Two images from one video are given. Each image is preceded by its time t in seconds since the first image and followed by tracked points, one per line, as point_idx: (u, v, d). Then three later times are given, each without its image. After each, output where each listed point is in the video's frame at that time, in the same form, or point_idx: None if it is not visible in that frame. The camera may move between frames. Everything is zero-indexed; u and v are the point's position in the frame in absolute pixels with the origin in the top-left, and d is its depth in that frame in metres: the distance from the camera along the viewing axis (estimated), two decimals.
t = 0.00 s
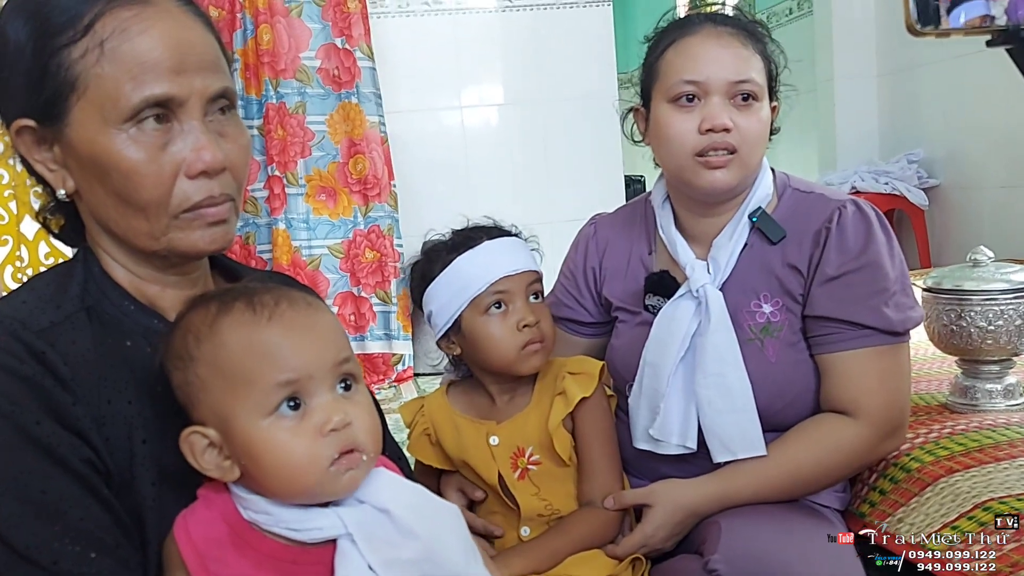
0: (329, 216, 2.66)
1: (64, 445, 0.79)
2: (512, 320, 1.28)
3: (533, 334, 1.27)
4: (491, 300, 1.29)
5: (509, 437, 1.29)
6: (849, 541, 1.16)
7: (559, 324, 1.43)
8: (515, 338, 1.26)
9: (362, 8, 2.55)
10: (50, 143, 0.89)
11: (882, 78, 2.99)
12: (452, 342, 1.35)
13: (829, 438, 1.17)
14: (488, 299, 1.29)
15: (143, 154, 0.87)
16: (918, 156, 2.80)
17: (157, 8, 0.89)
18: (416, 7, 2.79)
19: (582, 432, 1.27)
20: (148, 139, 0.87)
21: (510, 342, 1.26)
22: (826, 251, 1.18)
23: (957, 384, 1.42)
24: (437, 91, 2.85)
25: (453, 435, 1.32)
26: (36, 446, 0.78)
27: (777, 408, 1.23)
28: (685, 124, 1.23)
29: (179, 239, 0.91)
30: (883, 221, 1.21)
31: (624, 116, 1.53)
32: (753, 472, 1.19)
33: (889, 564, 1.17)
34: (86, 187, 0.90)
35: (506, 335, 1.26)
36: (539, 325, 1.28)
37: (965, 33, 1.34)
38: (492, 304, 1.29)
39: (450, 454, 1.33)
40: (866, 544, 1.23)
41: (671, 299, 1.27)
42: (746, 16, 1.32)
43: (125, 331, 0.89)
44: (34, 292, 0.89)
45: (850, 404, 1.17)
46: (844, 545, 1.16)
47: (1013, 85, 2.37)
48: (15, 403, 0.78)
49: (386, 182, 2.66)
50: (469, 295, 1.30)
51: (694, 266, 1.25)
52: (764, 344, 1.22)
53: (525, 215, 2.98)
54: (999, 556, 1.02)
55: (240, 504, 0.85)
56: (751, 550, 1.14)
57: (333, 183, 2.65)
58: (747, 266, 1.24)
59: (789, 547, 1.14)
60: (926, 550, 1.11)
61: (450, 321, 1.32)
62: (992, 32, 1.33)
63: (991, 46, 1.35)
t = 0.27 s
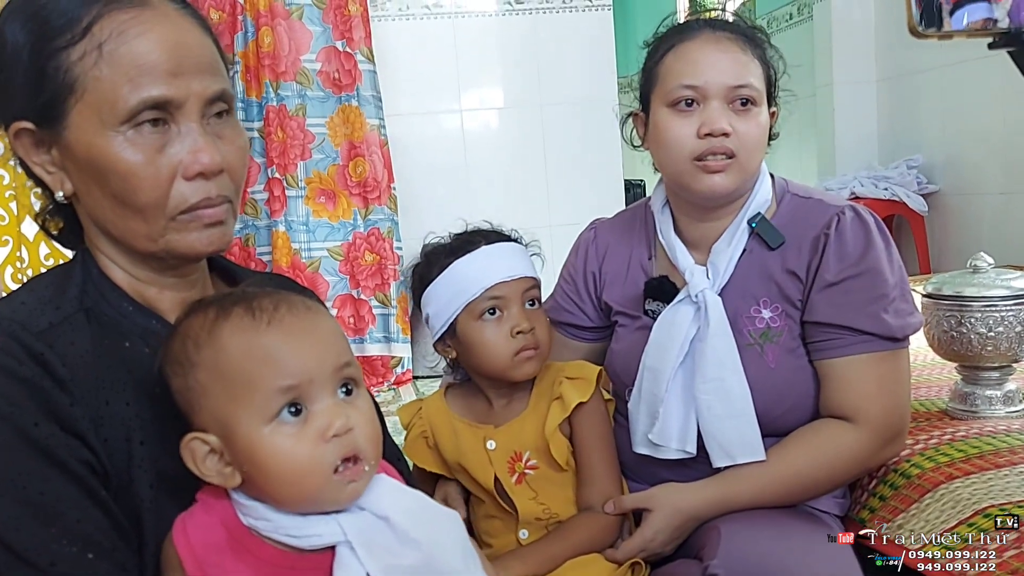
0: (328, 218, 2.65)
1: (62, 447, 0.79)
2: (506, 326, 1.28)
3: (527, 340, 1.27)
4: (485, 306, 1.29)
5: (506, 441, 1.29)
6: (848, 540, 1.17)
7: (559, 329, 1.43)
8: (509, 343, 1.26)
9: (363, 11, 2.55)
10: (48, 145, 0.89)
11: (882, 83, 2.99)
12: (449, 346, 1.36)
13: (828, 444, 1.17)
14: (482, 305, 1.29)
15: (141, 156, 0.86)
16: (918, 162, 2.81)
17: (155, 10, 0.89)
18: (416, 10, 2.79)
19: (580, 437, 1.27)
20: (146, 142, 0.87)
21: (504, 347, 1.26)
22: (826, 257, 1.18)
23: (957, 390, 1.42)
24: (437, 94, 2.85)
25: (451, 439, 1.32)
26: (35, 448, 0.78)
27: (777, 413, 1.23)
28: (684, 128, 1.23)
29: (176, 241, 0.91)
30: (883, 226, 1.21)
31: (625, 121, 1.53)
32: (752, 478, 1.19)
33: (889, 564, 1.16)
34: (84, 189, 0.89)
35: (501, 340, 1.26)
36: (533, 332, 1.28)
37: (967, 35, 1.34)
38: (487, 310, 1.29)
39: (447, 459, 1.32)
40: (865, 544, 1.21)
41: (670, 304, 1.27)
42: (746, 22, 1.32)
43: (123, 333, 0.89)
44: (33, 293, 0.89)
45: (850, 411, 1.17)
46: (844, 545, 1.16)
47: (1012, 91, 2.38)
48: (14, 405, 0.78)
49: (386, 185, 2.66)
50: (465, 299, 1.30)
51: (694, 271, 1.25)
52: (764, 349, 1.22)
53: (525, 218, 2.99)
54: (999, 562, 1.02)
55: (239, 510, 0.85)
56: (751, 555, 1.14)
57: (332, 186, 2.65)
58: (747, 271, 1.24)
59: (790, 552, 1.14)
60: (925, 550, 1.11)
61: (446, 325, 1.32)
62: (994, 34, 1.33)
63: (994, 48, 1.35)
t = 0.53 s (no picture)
0: (329, 216, 2.65)
1: (54, 442, 0.79)
2: (504, 325, 1.27)
3: (524, 339, 1.26)
4: (483, 304, 1.29)
5: (505, 441, 1.28)
6: (848, 541, 1.17)
7: (558, 328, 1.43)
8: (506, 342, 1.25)
9: (363, 8, 2.54)
10: (39, 140, 0.88)
11: (883, 83, 2.98)
12: (447, 345, 1.35)
13: (827, 444, 1.17)
14: (480, 303, 1.29)
15: (132, 151, 0.86)
16: (919, 162, 2.81)
17: (146, 4, 0.88)
18: (417, 7, 2.79)
19: (580, 439, 1.26)
20: (137, 137, 0.86)
21: (501, 345, 1.25)
22: (827, 256, 1.17)
23: (957, 391, 1.41)
24: (437, 92, 2.85)
25: (450, 438, 1.32)
26: (26, 444, 0.78)
27: (777, 414, 1.23)
28: (684, 127, 1.22)
29: (168, 237, 0.90)
30: (884, 225, 1.21)
31: (625, 120, 1.52)
32: (751, 478, 1.19)
33: (889, 564, 1.16)
34: (76, 185, 0.89)
35: (499, 339, 1.26)
36: (531, 331, 1.27)
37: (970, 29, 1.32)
38: (486, 308, 1.29)
39: (446, 458, 1.32)
40: (865, 544, 1.20)
41: (670, 303, 1.27)
42: (747, 20, 1.32)
43: (117, 328, 0.88)
44: (27, 288, 0.89)
45: (849, 411, 1.17)
46: (844, 545, 1.16)
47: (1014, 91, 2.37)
48: (5, 400, 0.79)
49: (386, 183, 2.65)
50: (464, 297, 1.29)
51: (693, 270, 1.25)
52: (764, 349, 1.22)
53: (526, 217, 2.98)
54: (999, 565, 1.01)
55: (233, 511, 0.85)
56: (749, 557, 1.13)
57: (333, 183, 2.64)
58: (747, 270, 1.23)
59: (788, 554, 1.14)
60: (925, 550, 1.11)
61: (445, 323, 1.32)
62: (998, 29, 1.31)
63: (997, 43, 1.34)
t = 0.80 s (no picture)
0: (325, 207, 2.62)
1: (40, 433, 0.77)
2: (505, 316, 1.25)
3: (524, 331, 1.24)
4: (483, 295, 1.26)
5: (504, 434, 1.26)
6: (849, 541, 1.14)
7: (557, 318, 1.40)
8: (506, 334, 1.23)
9: None
10: (24, 123, 0.86)
11: (886, 74, 2.95)
12: (444, 335, 1.33)
13: (831, 437, 1.15)
14: (480, 293, 1.26)
15: (119, 131, 0.84)
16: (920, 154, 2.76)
17: None
18: None
19: (580, 434, 1.24)
20: (124, 117, 0.84)
21: (500, 337, 1.23)
22: (831, 245, 1.15)
23: (962, 383, 1.39)
24: (436, 83, 2.82)
25: (448, 430, 1.30)
26: (9, 433, 0.76)
27: (779, 407, 1.21)
28: (687, 114, 1.20)
29: (157, 220, 0.87)
30: (889, 213, 1.19)
31: (626, 108, 1.50)
32: (753, 472, 1.16)
33: (889, 564, 1.15)
34: (62, 168, 0.87)
35: (498, 331, 1.23)
36: (531, 322, 1.25)
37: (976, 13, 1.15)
38: (486, 299, 1.27)
39: (444, 450, 1.30)
40: (865, 544, 1.19)
41: (671, 293, 1.25)
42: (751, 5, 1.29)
43: (105, 314, 0.87)
44: (12, 275, 0.86)
45: (853, 403, 1.14)
46: (845, 546, 1.13)
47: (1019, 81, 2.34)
48: None
49: (383, 174, 2.63)
50: (462, 288, 1.27)
51: (696, 260, 1.23)
52: (767, 340, 1.19)
53: (525, 209, 2.95)
54: (1007, 559, 0.99)
55: (225, 502, 0.83)
56: (751, 550, 1.12)
57: (329, 174, 2.61)
58: (750, 260, 1.21)
59: (791, 548, 1.12)
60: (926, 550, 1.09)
61: (443, 314, 1.30)
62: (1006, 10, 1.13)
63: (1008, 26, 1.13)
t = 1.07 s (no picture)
0: (322, 204, 2.55)
1: (30, 428, 0.76)
2: (497, 312, 1.24)
3: (520, 326, 1.23)
4: (477, 290, 1.25)
5: (500, 430, 1.25)
6: (849, 541, 1.12)
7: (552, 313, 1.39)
8: (501, 329, 1.22)
9: None
10: (11, 113, 0.85)
11: (884, 68, 2.94)
12: (440, 331, 1.32)
13: (829, 430, 1.14)
14: (474, 288, 1.25)
15: (105, 120, 0.82)
16: (918, 148, 2.75)
17: None
18: None
19: (577, 432, 1.24)
20: (112, 105, 0.83)
21: (496, 332, 1.22)
22: (830, 238, 1.14)
23: (960, 377, 1.38)
24: (432, 78, 2.80)
25: (443, 425, 1.29)
26: None
27: (776, 400, 1.20)
28: (684, 105, 1.19)
29: (146, 211, 0.86)
30: (888, 206, 1.18)
31: (622, 100, 1.49)
32: (750, 466, 1.16)
33: (889, 564, 1.13)
34: (49, 159, 0.85)
35: (492, 325, 1.23)
36: (526, 318, 1.24)
37: None
38: (480, 295, 1.25)
39: (440, 444, 1.29)
40: (865, 544, 1.17)
41: (669, 286, 1.24)
42: None
43: (93, 308, 0.86)
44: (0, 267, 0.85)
45: (851, 396, 1.14)
46: (844, 546, 1.12)
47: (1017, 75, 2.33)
48: None
49: (380, 169, 2.59)
50: (455, 283, 1.26)
51: (692, 252, 1.21)
52: (764, 333, 1.19)
53: (522, 205, 2.94)
54: (1008, 554, 0.98)
55: (233, 464, 0.84)
56: (750, 546, 1.11)
57: (326, 170, 2.55)
58: (747, 252, 1.20)
59: (788, 542, 1.11)
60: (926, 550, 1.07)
61: (438, 310, 1.29)
62: None
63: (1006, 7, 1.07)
